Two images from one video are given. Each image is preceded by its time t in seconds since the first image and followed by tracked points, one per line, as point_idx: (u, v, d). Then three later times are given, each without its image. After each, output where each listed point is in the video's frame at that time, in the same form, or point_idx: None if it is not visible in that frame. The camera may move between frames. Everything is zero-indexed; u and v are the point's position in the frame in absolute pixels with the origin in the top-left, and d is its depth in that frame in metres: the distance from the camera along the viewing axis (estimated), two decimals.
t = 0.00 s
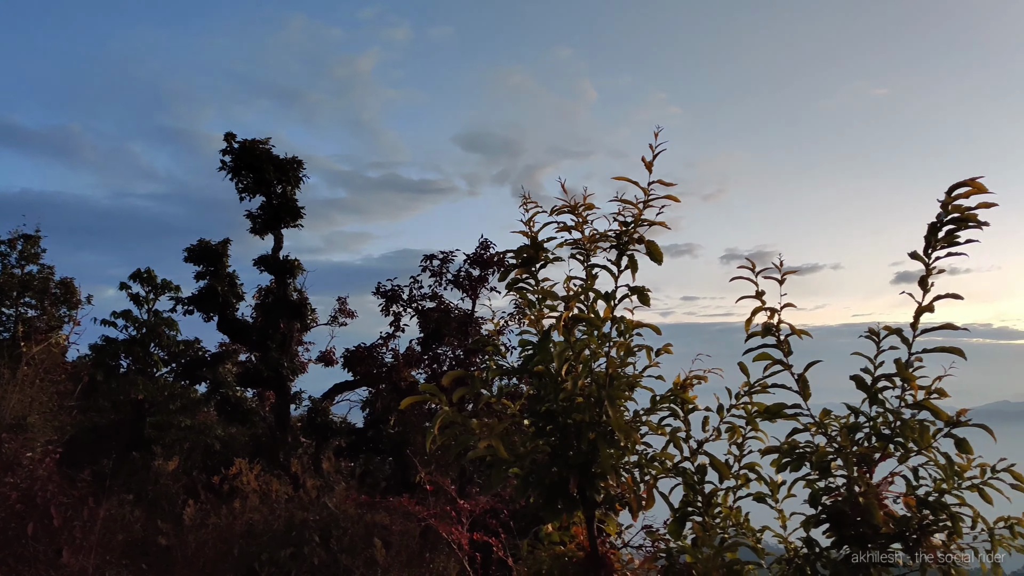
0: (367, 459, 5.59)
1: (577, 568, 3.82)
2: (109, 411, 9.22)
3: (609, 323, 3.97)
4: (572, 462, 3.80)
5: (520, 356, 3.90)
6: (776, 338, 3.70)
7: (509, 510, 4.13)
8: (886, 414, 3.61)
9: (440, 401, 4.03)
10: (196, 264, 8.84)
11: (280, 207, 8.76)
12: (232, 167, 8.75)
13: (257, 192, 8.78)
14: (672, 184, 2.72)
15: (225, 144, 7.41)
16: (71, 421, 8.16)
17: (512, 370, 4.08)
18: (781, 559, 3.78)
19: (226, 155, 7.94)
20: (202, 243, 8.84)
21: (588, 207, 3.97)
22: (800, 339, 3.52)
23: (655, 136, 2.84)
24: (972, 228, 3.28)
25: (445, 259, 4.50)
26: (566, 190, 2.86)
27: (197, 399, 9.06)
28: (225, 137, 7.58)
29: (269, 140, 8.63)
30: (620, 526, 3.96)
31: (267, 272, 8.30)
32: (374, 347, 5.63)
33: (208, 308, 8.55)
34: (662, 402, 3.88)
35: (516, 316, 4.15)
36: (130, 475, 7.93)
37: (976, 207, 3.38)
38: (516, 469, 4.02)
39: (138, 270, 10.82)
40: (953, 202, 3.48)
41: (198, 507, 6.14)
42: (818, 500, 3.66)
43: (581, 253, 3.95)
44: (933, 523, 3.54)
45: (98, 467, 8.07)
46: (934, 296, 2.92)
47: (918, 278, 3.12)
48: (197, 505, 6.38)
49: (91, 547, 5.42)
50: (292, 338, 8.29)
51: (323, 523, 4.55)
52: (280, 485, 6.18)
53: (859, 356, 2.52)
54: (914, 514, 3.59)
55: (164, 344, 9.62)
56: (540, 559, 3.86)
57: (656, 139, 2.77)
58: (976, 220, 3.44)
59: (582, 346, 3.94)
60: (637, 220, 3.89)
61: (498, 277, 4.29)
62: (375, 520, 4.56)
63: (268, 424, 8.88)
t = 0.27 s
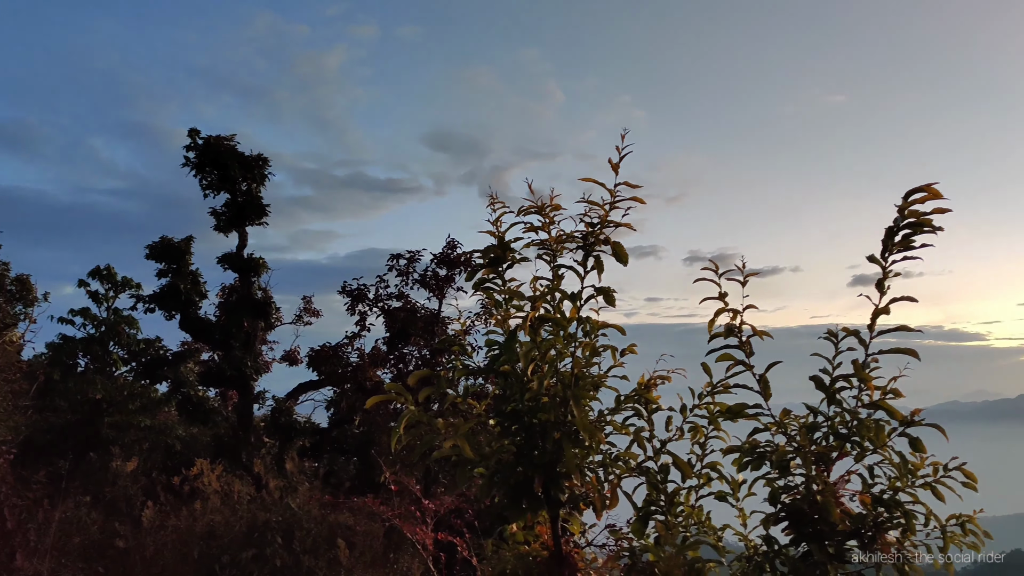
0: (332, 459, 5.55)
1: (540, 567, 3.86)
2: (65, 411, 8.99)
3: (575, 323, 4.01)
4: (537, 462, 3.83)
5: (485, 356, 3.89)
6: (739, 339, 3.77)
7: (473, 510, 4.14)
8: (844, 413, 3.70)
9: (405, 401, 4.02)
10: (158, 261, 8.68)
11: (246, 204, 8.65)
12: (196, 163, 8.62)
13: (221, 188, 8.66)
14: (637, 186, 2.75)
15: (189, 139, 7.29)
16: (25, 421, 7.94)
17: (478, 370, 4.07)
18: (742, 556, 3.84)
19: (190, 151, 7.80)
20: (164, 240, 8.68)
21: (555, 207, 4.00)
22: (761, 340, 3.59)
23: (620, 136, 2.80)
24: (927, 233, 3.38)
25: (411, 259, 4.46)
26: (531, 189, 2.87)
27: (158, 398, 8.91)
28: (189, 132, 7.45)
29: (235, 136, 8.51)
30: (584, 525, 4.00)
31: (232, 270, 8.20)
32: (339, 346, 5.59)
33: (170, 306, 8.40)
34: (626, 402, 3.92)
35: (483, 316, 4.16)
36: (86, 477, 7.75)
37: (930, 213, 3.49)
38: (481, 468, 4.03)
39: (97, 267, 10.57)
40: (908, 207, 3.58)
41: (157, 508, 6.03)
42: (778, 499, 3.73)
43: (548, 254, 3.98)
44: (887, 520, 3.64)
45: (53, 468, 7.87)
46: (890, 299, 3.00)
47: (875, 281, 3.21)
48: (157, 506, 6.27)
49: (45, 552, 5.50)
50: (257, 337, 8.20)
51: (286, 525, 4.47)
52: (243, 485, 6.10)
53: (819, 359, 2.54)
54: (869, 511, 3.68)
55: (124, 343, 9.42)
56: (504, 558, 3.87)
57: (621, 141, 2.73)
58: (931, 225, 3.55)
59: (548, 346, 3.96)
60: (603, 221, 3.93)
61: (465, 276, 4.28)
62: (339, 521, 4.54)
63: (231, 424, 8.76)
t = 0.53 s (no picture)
0: (298, 463, 5.49)
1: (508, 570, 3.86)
2: (22, 413, 8.76)
3: (545, 325, 4.00)
4: (507, 465, 3.82)
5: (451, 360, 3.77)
6: (707, 342, 3.81)
7: (442, 513, 4.11)
8: (809, 415, 3.76)
9: (374, 403, 3.99)
10: (119, 260, 8.47)
11: (212, 203, 8.51)
12: (161, 160, 8.45)
13: (186, 187, 8.50)
14: (610, 187, 2.51)
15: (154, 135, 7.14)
16: None
17: (448, 372, 4.04)
18: (708, 558, 3.87)
19: (155, 148, 7.65)
20: (126, 238, 8.49)
21: (527, 209, 3.98)
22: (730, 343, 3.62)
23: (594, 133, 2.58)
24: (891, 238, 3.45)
25: (382, 260, 4.41)
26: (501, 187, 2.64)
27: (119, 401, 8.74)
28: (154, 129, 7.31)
29: (201, 134, 8.37)
30: (553, 528, 4.00)
31: (197, 270, 8.07)
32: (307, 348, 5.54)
33: (132, 306, 8.22)
34: (596, 404, 3.93)
35: (453, 318, 4.13)
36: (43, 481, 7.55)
37: (894, 219, 3.56)
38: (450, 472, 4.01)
39: (56, 266, 10.32)
40: (873, 213, 3.66)
41: (117, 514, 5.89)
42: (745, 500, 3.77)
43: (519, 256, 3.96)
44: (850, 520, 3.70)
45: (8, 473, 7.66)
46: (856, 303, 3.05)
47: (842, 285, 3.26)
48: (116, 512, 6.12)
49: None
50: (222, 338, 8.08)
51: (250, 530, 4.40)
52: (205, 490, 5.99)
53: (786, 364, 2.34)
54: (833, 511, 3.74)
55: (83, 344, 9.20)
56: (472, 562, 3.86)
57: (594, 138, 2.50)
58: (895, 231, 3.62)
59: (518, 348, 3.95)
60: (574, 224, 3.93)
61: (435, 278, 4.24)
62: (305, 525, 4.47)
63: (194, 427, 8.59)
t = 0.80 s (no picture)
0: (255, 465, 5.39)
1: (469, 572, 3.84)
2: None
3: (508, 326, 3.99)
4: (468, 466, 3.80)
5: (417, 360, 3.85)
6: (668, 344, 3.84)
7: (404, 515, 4.08)
8: (768, 416, 3.81)
9: (334, 405, 3.94)
10: (72, 257, 8.27)
11: (170, 200, 8.35)
12: (117, 156, 8.27)
13: (143, 183, 8.33)
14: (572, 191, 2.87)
15: (109, 131, 6.99)
16: None
17: (409, 374, 4.01)
18: (668, 558, 3.89)
19: (110, 144, 7.48)
20: (80, 235, 8.28)
21: (490, 210, 3.97)
22: (690, 345, 3.65)
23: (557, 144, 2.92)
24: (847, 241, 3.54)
25: (343, 260, 4.34)
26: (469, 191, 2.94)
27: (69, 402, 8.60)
28: (110, 124, 7.14)
29: (158, 130, 8.20)
30: (514, 529, 3.99)
31: (153, 268, 7.90)
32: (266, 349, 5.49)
33: (85, 305, 8.04)
34: (558, 405, 3.94)
35: (415, 319, 4.10)
36: None
37: (851, 223, 3.65)
38: (411, 473, 3.99)
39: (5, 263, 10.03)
40: (830, 217, 3.75)
41: (66, 519, 5.74)
42: (704, 501, 3.80)
43: (482, 257, 3.95)
44: (807, 520, 3.76)
45: None
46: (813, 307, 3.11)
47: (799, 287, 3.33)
48: (67, 517, 5.96)
49: None
50: (179, 338, 7.94)
51: (206, 534, 4.33)
52: (160, 494, 5.86)
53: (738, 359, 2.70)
54: (790, 511, 3.79)
55: (33, 344, 8.94)
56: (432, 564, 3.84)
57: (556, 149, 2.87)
58: (852, 235, 3.72)
59: (481, 349, 3.93)
60: (537, 225, 3.93)
61: (397, 278, 4.19)
62: (263, 529, 4.40)
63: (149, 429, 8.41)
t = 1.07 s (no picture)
0: (212, 465, 5.27)
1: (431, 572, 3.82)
2: None
3: (471, 325, 3.96)
4: (429, 467, 3.79)
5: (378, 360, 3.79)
6: (631, 344, 3.85)
7: (365, 515, 4.04)
8: (728, 416, 3.85)
9: (293, 404, 3.88)
10: (23, 252, 8.04)
11: (125, 194, 8.16)
12: (70, 150, 8.07)
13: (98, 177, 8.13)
14: (535, 189, 2.87)
15: (63, 122, 6.82)
16: None
17: (371, 373, 3.97)
18: (630, 557, 3.91)
19: (63, 135, 7.29)
20: (31, 230, 8.07)
21: (454, 208, 3.94)
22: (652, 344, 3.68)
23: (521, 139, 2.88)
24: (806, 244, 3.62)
25: (305, 256, 4.24)
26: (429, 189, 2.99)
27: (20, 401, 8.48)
28: (63, 115, 6.97)
29: (114, 122, 8.02)
30: (476, 528, 3.99)
31: (108, 264, 7.71)
32: (225, 347, 5.44)
33: (36, 302, 7.84)
34: (521, 404, 3.94)
35: (377, 317, 4.05)
36: None
37: (810, 225, 3.73)
38: (372, 473, 3.96)
39: None
40: (791, 219, 3.84)
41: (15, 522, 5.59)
42: (665, 499, 3.82)
43: (446, 255, 3.92)
44: (766, 517, 3.80)
45: None
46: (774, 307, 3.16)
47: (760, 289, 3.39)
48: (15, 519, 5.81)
49: None
50: (134, 336, 7.75)
51: (160, 537, 4.25)
52: (113, 496, 5.73)
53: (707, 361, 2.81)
54: (750, 509, 3.83)
55: None
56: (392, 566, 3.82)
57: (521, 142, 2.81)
58: (810, 237, 3.82)
59: (443, 348, 3.91)
60: (501, 224, 3.91)
61: (359, 276, 4.13)
62: (220, 532, 4.32)
63: (101, 429, 8.20)
